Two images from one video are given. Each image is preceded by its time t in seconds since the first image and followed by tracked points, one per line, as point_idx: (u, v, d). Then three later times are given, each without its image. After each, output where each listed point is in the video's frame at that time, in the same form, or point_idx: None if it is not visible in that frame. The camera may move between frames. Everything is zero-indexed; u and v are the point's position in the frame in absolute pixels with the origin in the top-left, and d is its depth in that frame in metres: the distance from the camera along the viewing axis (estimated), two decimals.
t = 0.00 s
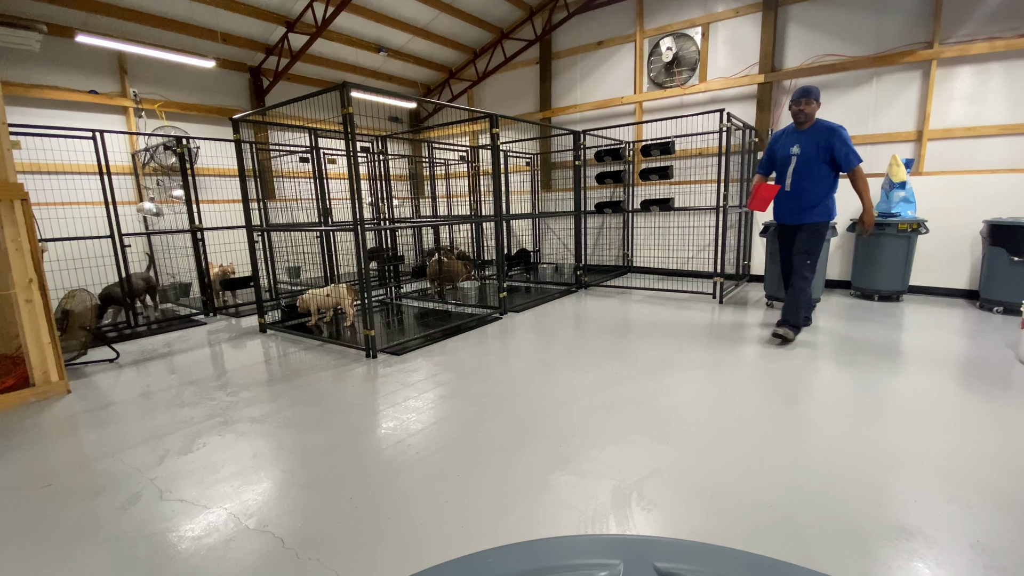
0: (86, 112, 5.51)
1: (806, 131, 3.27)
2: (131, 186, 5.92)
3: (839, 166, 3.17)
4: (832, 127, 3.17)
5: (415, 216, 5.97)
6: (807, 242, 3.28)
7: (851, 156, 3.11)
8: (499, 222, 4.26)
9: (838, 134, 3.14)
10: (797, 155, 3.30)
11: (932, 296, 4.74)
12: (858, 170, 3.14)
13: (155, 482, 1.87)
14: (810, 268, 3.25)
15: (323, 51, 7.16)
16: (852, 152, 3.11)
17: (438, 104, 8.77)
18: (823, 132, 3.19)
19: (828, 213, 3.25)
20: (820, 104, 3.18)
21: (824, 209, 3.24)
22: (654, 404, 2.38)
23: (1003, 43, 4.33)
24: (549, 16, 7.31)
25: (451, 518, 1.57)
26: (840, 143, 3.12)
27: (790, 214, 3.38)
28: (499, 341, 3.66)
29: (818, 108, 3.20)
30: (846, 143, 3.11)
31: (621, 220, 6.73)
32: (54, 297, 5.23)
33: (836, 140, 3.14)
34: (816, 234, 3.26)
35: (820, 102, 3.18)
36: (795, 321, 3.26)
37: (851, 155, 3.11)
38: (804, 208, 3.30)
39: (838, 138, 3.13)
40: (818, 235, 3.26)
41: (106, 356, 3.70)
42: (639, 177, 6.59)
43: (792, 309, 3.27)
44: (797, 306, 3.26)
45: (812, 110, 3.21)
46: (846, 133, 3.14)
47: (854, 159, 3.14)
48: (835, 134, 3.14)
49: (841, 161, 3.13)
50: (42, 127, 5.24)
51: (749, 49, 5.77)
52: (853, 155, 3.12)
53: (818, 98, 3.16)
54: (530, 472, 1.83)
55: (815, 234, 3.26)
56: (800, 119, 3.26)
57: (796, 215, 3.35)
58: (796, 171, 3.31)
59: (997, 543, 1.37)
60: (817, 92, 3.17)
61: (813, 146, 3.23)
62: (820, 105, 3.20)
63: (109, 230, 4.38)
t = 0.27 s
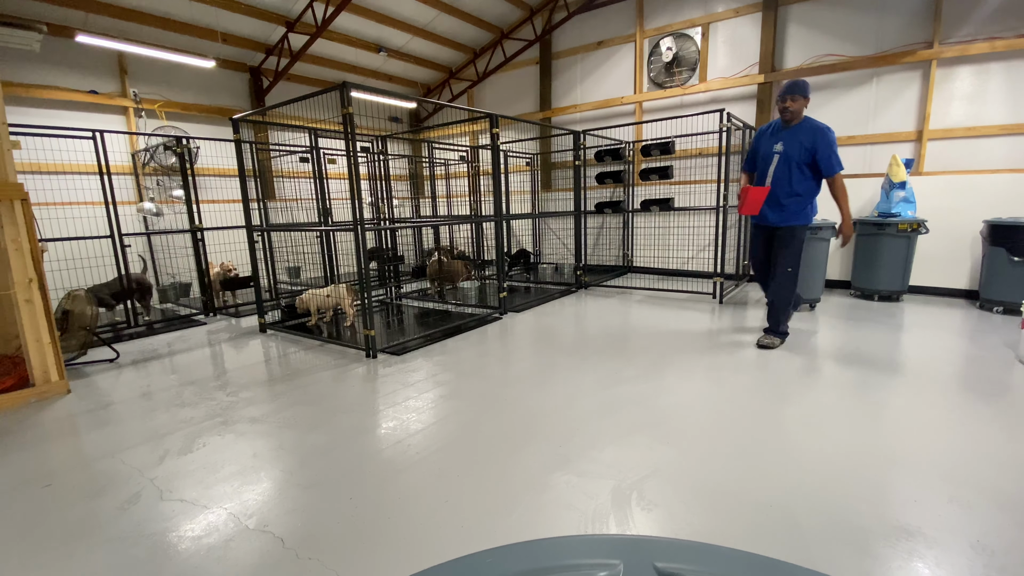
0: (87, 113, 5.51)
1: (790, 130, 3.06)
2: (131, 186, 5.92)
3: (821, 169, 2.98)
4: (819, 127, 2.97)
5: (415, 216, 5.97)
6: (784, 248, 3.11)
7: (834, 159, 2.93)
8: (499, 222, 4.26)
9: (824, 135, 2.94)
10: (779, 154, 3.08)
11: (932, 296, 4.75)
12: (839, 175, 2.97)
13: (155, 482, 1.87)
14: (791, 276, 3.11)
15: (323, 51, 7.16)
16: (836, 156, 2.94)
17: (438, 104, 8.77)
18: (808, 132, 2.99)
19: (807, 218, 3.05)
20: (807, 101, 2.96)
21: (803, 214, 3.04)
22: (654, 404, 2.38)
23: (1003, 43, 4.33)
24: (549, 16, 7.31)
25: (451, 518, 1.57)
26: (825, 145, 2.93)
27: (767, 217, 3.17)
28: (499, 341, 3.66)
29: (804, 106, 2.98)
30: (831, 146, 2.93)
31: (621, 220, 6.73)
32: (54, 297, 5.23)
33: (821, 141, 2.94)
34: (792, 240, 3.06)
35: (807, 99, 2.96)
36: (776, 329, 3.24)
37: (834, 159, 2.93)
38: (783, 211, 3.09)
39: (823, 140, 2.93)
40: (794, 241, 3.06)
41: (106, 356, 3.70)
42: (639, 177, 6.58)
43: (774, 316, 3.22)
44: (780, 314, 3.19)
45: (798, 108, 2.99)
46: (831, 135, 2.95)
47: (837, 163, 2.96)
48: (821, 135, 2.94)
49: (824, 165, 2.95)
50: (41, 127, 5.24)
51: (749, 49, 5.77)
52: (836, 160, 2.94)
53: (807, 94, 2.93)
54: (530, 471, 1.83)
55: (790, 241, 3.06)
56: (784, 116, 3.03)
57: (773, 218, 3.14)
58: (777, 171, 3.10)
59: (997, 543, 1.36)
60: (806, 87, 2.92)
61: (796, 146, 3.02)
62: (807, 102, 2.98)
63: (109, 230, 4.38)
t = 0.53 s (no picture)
0: (87, 113, 5.51)
1: (766, 125, 2.97)
2: (131, 186, 5.92)
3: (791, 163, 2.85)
4: (790, 120, 2.85)
5: (415, 216, 5.98)
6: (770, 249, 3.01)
7: (802, 152, 2.79)
8: (499, 222, 4.26)
9: (797, 128, 2.82)
10: (755, 152, 3.00)
11: (932, 296, 4.75)
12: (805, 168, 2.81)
13: (155, 482, 1.87)
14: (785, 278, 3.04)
15: (323, 51, 7.16)
16: (806, 148, 2.79)
17: (438, 104, 8.77)
18: (781, 126, 2.89)
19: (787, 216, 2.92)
20: (778, 94, 2.85)
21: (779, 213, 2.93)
22: (653, 404, 2.38)
23: (1003, 43, 4.33)
24: (549, 16, 7.31)
25: (451, 518, 1.57)
26: (794, 138, 2.81)
27: (746, 217, 3.09)
28: (499, 341, 3.66)
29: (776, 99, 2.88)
30: (800, 139, 2.80)
31: (621, 220, 6.73)
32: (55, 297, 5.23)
33: (792, 134, 2.83)
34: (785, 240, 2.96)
35: (779, 91, 2.85)
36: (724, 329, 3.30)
37: (801, 152, 2.79)
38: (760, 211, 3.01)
39: (794, 133, 2.82)
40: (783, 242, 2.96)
41: (106, 356, 3.70)
42: (639, 177, 6.58)
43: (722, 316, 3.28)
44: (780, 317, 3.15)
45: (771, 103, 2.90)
46: (803, 126, 2.82)
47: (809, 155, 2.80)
48: (793, 129, 2.83)
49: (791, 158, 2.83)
50: (41, 127, 5.24)
51: (749, 49, 5.77)
52: (807, 153, 2.79)
53: (775, 87, 2.83)
54: (530, 471, 1.83)
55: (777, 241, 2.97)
56: (757, 113, 2.95)
57: (749, 217, 3.07)
58: (755, 169, 3.02)
59: (997, 543, 1.36)
60: (775, 80, 2.83)
61: (771, 142, 2.93)
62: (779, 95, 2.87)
63: (109, 230, 4.37)
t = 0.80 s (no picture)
0: (87, 113, 5.52)
1: (727, 126, 2.91)
2: (131, 186, 5.91)
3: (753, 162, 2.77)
4: (749, 119, 2.79)
5: (415, 216, 5.98)
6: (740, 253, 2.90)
7: (763, 150, 2.73)
8: (499, 222, 4.26)
9: (757, 126, 2.75)
10: (718, 153, 2.95)
11: (932, 296, 4.75)
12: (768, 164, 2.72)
13: (155, 482, 1.87)
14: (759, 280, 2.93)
15: (323, 51, 7.16)
16: (766, 145, 2.72)
17: (438, 104, 8.78)
18: (741, 126, 2.82)
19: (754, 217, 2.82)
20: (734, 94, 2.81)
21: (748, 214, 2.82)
22: (653, 404, 2.38)
23: (1003, 43, 4.33)
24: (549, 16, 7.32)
25: (452, 518, 1.57)
26: (754, 137, 2.74)
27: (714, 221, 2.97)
28: (499, 341, 3.66)
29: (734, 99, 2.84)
30: (759, 137, 2.73)
31: (621, 220, 6.74)
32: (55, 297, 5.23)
33: (751, 133, 2.76)
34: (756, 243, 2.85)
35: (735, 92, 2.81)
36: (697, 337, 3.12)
37: (762, 150, 2.72)
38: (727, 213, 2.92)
39: (756, 132, 2.75)
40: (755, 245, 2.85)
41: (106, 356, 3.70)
42: (639, 177, 6.58)
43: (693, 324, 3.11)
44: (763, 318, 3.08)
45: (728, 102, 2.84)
46: (762, 124, 2.75)
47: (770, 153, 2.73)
48: (753, 128, 2.76)
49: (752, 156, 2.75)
50: (41, 127, 5.24)
51: (749, 49, 5.78)
52: (767, 150, 2.72)
53: (731, 88, 2.79)
54: (530, 472, 1.83)
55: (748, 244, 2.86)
56: (717, 114, 2.90)
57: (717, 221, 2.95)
58: (718, 171, 2.97)
59: (997, 543, 1.37)
60: (729, 82, 2.80)
61: (732, 142, 2.87)
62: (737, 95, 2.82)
63: (109, 230, 4.37)
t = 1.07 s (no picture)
0: (87, 113, 5.51)
1: (697, 120, 2.80)
2: (131, 186, 5.91)
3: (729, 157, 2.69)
4: (723, 112, 2.69)
5: (415, 216, 5.98)
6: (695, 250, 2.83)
7: (742, 144, 2.64)
8: (499, 222, 4.26)
9: (730, 120, 2.66)
10: (688, 148, 2.83)
11: (932, 296, 4.75)
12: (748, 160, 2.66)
13: (155, 482, 1.87)
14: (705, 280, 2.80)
15: (323, 51, 7.16)
16: (744, 139, 2.64)
17: (438, 104, 8.78)
18: (713, 119, 2.71)
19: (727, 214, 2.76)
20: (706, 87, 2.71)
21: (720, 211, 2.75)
22: (653, 404, 2.38)
23: (1003, 43, 4.33)
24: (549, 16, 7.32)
25: (452, 518, 1.57)
26: (730, 130, 2.65)
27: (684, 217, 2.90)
28: (499, 341, 3.66)
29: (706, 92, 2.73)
30: (736, 131, 2.64)
31: (622, 220, 6.74)
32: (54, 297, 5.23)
33: (727, 126, 2.66)
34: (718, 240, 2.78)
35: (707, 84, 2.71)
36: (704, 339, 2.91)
37: (742, 143, 2.63)
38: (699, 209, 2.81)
39: (731, 127, 2.65)
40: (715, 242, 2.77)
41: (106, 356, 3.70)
42: (639, 177, 6.58)
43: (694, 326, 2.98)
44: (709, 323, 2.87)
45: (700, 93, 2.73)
46: (737, 118, 2.66)
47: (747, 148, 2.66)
48: (727, 122, 2.67)
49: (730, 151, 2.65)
50: (41, 127, 5.23)
51: (749, 49, 5.77)
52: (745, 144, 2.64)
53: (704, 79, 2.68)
54: (530, 471, 1.83)
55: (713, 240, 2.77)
56: (688, 106, 2.78)
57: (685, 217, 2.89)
58: (688, 167, 2.84)
59: (997, 543, 1.36)
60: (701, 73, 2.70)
61: (706, 136, 2.74)
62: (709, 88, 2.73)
63: (108, 230, 4.37)
